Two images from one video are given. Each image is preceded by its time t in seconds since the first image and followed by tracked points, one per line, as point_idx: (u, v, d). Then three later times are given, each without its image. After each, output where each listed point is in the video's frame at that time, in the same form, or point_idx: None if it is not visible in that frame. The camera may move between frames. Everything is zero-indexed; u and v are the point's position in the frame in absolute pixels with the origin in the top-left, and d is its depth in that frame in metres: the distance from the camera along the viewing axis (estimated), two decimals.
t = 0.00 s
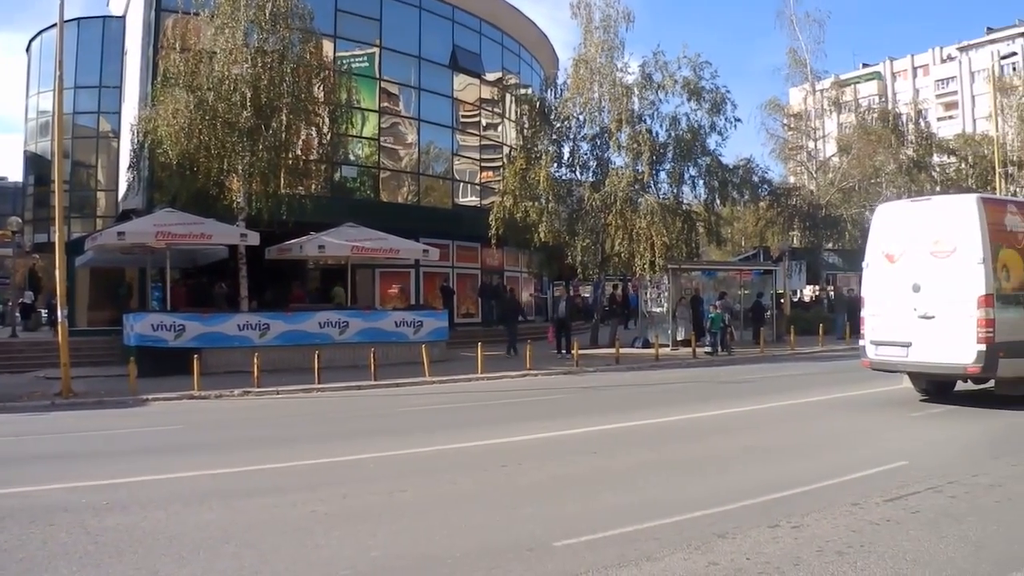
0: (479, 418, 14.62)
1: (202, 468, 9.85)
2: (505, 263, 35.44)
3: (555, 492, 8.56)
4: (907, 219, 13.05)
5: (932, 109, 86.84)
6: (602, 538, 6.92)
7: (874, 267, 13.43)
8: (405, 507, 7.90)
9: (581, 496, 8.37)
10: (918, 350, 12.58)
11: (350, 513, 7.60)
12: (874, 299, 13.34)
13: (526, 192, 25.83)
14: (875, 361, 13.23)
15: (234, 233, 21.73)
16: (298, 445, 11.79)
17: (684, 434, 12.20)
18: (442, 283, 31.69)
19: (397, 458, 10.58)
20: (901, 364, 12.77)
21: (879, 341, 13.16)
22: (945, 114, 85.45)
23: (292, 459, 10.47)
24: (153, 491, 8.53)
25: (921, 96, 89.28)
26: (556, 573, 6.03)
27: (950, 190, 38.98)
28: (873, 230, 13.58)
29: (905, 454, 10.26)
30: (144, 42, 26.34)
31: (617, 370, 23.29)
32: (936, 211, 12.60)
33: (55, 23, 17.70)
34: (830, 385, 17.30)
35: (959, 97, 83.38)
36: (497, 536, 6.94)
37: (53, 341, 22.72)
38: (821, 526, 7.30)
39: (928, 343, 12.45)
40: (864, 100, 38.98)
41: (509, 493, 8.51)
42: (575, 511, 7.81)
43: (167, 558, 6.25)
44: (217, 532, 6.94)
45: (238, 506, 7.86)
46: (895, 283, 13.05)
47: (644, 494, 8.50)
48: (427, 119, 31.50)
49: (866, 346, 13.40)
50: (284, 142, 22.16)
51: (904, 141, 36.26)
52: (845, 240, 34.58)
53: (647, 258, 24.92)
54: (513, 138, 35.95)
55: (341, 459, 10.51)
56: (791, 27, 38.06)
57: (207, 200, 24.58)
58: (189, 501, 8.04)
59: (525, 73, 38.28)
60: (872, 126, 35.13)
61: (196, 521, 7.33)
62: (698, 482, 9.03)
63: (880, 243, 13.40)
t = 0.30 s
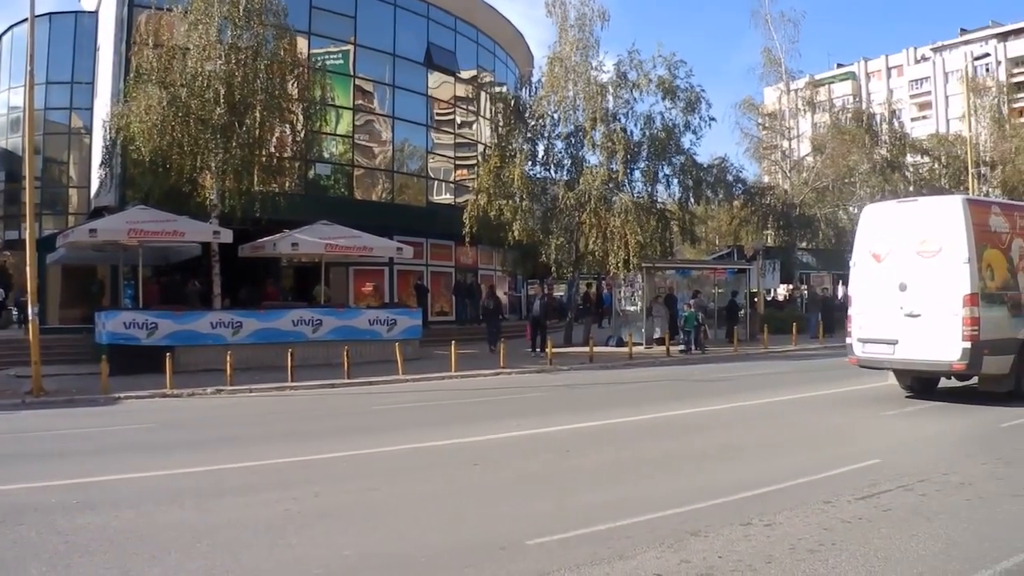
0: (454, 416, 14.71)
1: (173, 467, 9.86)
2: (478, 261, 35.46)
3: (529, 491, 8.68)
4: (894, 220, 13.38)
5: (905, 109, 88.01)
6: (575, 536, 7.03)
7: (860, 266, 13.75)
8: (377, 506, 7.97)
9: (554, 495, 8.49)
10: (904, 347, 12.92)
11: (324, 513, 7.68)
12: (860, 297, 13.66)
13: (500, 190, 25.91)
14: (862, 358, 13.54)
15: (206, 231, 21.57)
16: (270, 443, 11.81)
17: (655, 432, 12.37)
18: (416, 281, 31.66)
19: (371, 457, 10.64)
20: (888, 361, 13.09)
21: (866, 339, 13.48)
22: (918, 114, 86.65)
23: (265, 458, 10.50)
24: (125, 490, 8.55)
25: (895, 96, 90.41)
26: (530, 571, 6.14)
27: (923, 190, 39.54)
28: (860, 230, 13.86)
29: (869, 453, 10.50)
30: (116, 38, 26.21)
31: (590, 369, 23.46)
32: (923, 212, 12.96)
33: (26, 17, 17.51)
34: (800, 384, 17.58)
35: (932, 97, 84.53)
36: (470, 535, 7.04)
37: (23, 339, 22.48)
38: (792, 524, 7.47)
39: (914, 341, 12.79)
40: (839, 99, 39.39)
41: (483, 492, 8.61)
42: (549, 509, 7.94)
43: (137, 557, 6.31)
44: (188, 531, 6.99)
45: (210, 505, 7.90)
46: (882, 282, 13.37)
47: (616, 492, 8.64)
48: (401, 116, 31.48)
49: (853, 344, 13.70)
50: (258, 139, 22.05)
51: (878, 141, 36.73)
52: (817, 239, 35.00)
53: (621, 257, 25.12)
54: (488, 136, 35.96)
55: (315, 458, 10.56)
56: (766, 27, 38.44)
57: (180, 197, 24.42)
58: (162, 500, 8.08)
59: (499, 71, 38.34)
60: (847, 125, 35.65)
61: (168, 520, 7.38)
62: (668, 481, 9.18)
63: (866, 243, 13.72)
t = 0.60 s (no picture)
0: (426, 415, 14.81)
1: (143, 466, 9.86)
2: (449, 259, 35.51)
3: (500, 489, 8.80)
4: (883, 221, 14.13)
5: (877, 110, 89.22)
6: (546, 535, 7.16)
7: (850, 266, 14.47)
8: (347, 505, 8.05)
9: (525, 494, 8.62)
10: (893, 344, 13.64)
11: (294, 512, 7.74)
12: (850, 296, 14.37)
13: (471, 188, 25.98)
14: (852, 355, 14.25)
15: (177, 228, 21.37)
16: (240, 442, 11.83)
17: (623, 431, 12.56)
18: (387, 279, 31.65)
19: (343, 456, 10.70)
20: (877, 358, 13.83)
21: (854, 336, 14.20)
22: (889, 114, 88.13)
23: (235, 457, 10.52)
24: (93, 490, 8.56)
25: (866, 97, 91.73)
26: (500, 570, 6.26)
27: (893, 190, 40.21)
28: (851, 231, 14.61)
29: (832, 451, 10.75)
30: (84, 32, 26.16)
31: (561, 367, 23.67)
32: (911, 214, 13.72)
33: None
34: (768, 382, 17.88)
35: (903, 98, 86.04)
36: (440, 533, 7.15)
37: None
38: (761, 522, 7.66)
39: (902, 338, 13.53)
40: (810, 99, 39.97)
41: (455, 490, 8.71)
42: (519, 508, 8.06)
43: (105, 557, 6.34)
44: (156, 531, 7.03)
45: (179, 505, 7.94)
46: (871, 282, 14.10)
47: (586, 491, 8.79)
48: (373, 114, 31.46)
49: (843, 341, 14.41)
50: (229, 136, 21.93)
51: (849, 141, 37.27)
52: (788, 239, 35.47)
53: (592, 256, 25.32)
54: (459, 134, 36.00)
55: (285, 457, 10.60)
56: (738, 27, 38.87)
57: (150, 194, 24.22)
58: (130, 500, 8.09)
59: (471, 69, 38.41)
60: (818, 126, 36.32)
61: (136, 519, 7.41)
62: (637, 479, 9.36)
63: (856, 244, 14.45)
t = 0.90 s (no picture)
0: (403, 413, 14.90)
1: (119, 466, 9.88)
2: (426, 258, 35.50)
3: (476, 488, 8.92)
4: (883, 222, 14.67)
5: (853, 109, 90.17)
6: (522, 533, 7.29)
7: (850, 264, 15.01)
8: (324, 504, 8.13)
9: (501, 492, 8.75)
10: (893, 340, 14.23)
11: (270, 512, 7.81)
12: (850, 293, 14.93)
13: (447, 186, 26.04)
14: (852, 350, 14.82)
15: (152, 227, 21.24)
16: (217, 442, 11.87)
17: (599, 429, 12.72)
18: (363, 278, 31.60)
19: (320, 455, 10.77)
20: (877, 353, 14.40)
21: (855, 332, 14.77)
22: (864, 114, 89.17)
23: (212, 457, 10.56)
24: (68, 490, 8.58)
25: (842, 96, 92.70)
26: (477, 568, 6.38)
27: (867, 189, 40.73)
28: (851, 230, 15.13)
29: (802, 449, 10.96)
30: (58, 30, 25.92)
31: (536, 365, 23.85)
32: (910, 215, 14.27)
33: None
34: (742, 380, 18.15)
35: (878, 97, 87.06)
36: (416, 532, 7.26)
37: None
38: (737, 520, 7.83)
39: (901, 334, 14.12)
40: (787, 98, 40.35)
41: (433, 489, 8.82)
42: (495, 506, 8.19)
43: (80, 557, 6.40)
44: (131, 531, 7.09)
45: (154, 505, 7.99)
46: (871, 280, 14.65)
47: (561, 489, 8.93)
48: (349, 112, 31.43)
49: (843, 337, 14.97)
50: (204, 134, 21.83)
51: (825, 140, 37.70)
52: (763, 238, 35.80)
53: (568, 254, 25.44)
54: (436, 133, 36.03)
55: (262, 456, 10.65)
56: (715, 26, 39.17)
57: (126, 192, 24.07)
58: (105, 500, 8.13)
59: (447, 67, 38.44)
60: (795, 125, 36.98)
61: (111, 519, 7.45)
62: (612, 477, 9.51)
63: (856, 243, 14.99)
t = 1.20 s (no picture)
0: (383, 410, 14.95)
1: (97, 463, 9.89)
2: (405, 254, 35.47)
3: (455, 485, 9.00)
4: (886, 221, 15.15)
5: (832, 107, 90.99)
6: (500, 530, 7.39)
7: (855, 263, 15.49)
8: (302, 501, 8.18)
9: (480, 489, 8.83)
10: (896, 335, 14.73)
11: (248, 509, 7.85)
12: (855, 291, 15.42)
13: (426, 183, 26.06)
14: (857, 345, 15.28)
15: (129, 222, 21.11)
16: (195, 438, 11.88)
17: (577, 426, 12.85)
18: (342, 275, 31.59)
19: (299, 451, 10.81)
20: (882, 347, 14.89)
21: (861, 327, 15.23)
22: (844, 112, 90.02)
23: (191, 453, 10.58)
24: (44, 487, 8.58)
25: (821, 94, 93.51)
26: (455, 565, 6.46)
27: (844, 186, 41.17)
28: (856, 229, 15.59)
29: (776, 445, 11.13)
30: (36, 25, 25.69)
31: (514, 362, 23.97)
32: (913, 215, 14.75)
33: None
34: (719, 377, 18.38)
35: (858, 96, 87.98)
36: (394, 529, 7.33)
37: None
38: (713, 517, 7.97)
39: (905, 330, 14.62)
40: (767, 96, 40.64)
41: (412, 487, 8.89)
42: (473, 503, 8.28)
43: (55, 555, 6.42)
44: (107, 528, 7.11)
45: (131, 502, 8.01)
46: (876, 278, 15.14)
47: (540, 486, 9.03)
48: (328, 108, 31.36)
49: (849, 332, 15.44)
50: (182, 129, 21.70)
51: (804, 139, 38.08)
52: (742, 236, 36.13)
53: (547, 251, 25.55)
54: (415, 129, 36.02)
55: (242, 453, 10.67)
56: (695, 24, 39.44)
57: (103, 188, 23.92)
58: (82, 497, 8.14)
59: (427, 64, 38.41)
60: (774, 124, 37.03)
61: (88, 516, 7.48)
62: (590, 474, 9.63)
63: (861, 242, 15.45)
